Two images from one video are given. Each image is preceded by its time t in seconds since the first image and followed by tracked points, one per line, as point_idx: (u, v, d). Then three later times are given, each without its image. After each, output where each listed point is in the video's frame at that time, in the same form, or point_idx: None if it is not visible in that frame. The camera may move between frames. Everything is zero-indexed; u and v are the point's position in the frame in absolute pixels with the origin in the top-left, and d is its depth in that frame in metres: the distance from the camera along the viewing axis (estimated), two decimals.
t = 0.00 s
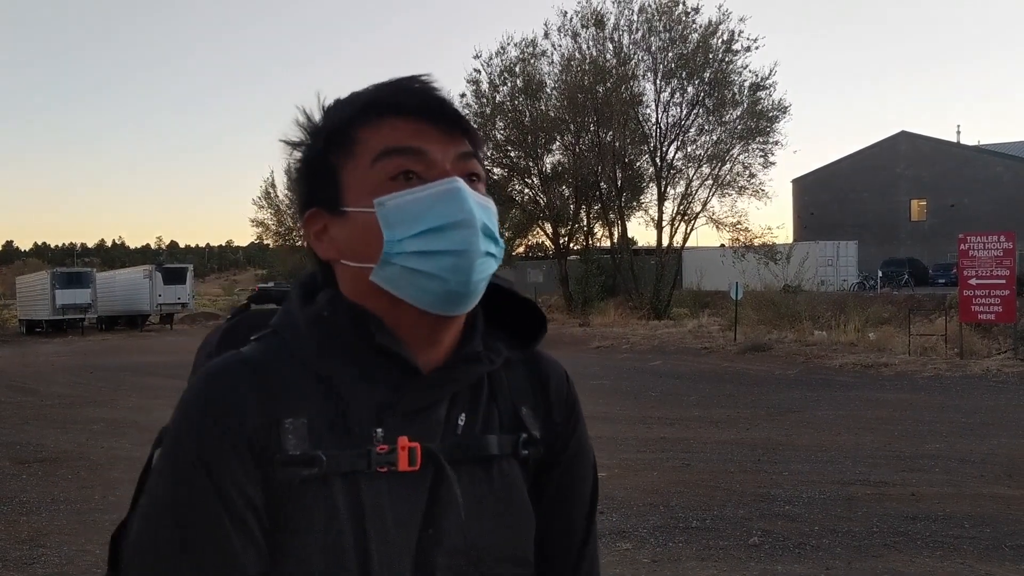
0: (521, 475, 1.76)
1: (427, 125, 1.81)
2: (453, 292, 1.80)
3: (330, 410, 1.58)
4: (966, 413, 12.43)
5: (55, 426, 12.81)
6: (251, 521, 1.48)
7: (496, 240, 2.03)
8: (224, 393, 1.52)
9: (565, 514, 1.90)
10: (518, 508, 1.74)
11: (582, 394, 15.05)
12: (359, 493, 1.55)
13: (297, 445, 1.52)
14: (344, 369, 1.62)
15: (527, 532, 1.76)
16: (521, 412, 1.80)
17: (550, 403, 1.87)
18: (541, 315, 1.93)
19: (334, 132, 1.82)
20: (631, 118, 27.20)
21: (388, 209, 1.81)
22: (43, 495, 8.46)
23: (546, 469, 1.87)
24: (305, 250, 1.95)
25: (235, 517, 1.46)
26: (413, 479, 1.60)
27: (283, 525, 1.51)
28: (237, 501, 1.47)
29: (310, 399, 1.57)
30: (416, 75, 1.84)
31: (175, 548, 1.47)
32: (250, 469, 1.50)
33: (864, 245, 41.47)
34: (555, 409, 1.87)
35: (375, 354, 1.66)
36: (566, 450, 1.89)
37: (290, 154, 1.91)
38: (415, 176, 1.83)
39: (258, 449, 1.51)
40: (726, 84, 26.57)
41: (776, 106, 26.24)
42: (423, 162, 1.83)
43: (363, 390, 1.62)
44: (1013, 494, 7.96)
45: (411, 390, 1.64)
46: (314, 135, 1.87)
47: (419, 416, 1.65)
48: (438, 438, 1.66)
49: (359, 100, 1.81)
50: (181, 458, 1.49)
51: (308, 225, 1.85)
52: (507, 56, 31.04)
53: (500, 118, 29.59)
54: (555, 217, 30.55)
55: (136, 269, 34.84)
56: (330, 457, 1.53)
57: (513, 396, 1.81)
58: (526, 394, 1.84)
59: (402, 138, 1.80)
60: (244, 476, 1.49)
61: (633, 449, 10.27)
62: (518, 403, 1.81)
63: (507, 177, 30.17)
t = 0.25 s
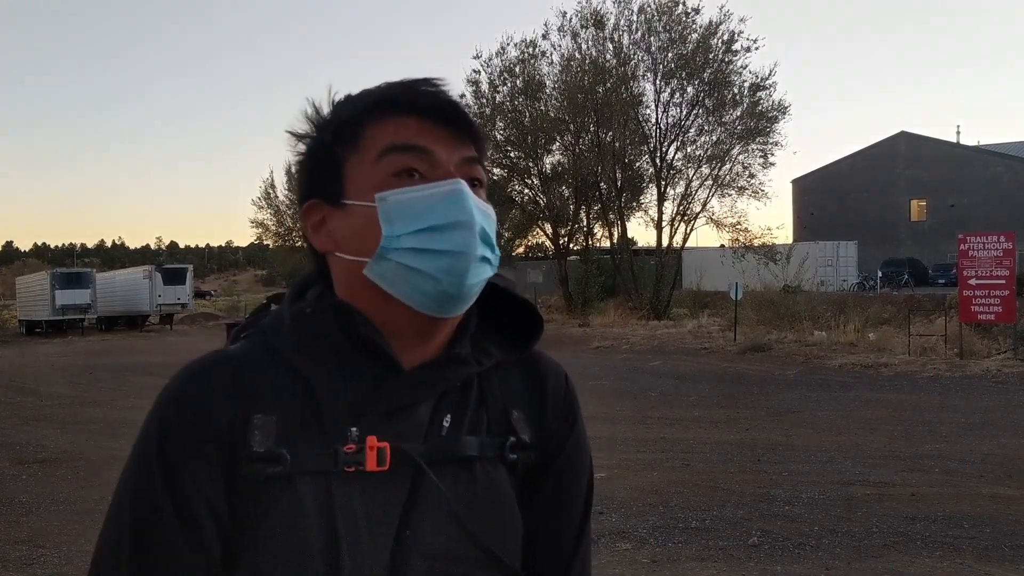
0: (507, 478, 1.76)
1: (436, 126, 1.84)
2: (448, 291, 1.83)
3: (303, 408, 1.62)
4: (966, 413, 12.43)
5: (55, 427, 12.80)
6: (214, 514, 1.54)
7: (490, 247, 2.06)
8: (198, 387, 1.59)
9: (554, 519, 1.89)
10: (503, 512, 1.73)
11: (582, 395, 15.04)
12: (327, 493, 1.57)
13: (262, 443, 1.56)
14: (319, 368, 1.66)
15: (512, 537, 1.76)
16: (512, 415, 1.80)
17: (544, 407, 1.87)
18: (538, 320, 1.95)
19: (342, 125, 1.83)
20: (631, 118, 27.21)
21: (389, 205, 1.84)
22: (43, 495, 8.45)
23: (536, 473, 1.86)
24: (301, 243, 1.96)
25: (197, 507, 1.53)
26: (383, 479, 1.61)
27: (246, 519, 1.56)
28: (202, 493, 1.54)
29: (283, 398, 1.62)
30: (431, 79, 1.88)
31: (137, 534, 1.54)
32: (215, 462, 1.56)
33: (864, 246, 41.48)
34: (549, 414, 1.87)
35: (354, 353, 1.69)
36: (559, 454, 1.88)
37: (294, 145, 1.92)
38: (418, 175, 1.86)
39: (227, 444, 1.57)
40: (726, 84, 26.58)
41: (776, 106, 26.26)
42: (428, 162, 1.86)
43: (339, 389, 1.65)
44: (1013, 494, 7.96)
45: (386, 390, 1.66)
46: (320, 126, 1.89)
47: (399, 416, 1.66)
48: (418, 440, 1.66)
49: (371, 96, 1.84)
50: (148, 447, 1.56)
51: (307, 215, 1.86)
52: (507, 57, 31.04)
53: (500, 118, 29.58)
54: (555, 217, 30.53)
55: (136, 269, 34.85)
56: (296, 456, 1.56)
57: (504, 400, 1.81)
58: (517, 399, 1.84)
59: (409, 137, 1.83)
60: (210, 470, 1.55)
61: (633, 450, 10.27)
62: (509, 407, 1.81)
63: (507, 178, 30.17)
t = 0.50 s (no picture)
0: (479, 463, 1.72)
1: (391, 119, 1.84)
2: (391, 285, 1.85)
3: (256, 406, 1.66)
4: (965, 412, 12.44)
5: (54, 427, 12.77)
6: (171, 515, 1.60)
7: (446, 244, 2.08)
8: (154, 392, 1.68)
9: (538, 504, 1.81)
10: (474, 497, 1.68)
11: (582, 395, 15.05)
12: (286, 488, 1.59)
13: (216, 441, 1.60)
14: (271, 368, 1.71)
15: (490, 522, 1.70)
16: (480, 398, 1.77)
17: (515, 389, 1.82)
18: (502, 302, 1.92)
19: (299, 115, 1.86)
20: (630, 118, 27.20)
21: (336, 197, 1.87)
22: (42, 497, 8.44)
23: (513, 456, 1.79)
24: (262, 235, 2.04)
25: (152, 509, 1.61)
26: (341, 470, 1.62)
27: (199, 517, 1.61)
28: (156, 495, 1.61)
29: (237, 399, 1.67)
30: (393, 71, 1.88)
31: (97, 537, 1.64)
32: (168, 465, 1.63)
33: (863, 246, 41.49)
34: (520, 394, 1.82)
35: (304, 348, 1.73)
36: (535, 436, 1.81)
37: (255, 130, 1.94)
38: (369, 168, 1.88)
39: (180, 445, 1.63)
40: (726, 84, 26.57)
41: (776, 106, 26.26)
42: (380, 155, 1.87)
43: (292, 385, 1.69)
44: (1012, 494, 7.97)
45: (339, 381, 1.67)
46: (282, 112, 1.91)
47: (356, 404, 1.67)
48: (378, 430, 1.66)
49: (330, 85, 1.86)
50: (106, 453, 1.66)
51: (261, 206, 1.92)
52: (507, 57, 31.01)
53: (499, 119, 29.55)
54: (555, 217, 30.49)
55: (135, 269, 34.85)
56: (249, 454, 1.61)
57: (471, 384, 1.79)
58: (486, 383, 1.80)
59: (361, 129, 1.84)
60: (163, 472, 1.62)
61: (632, 450, 10.28)
62: (477, 391, 1.78)
63: (507, 178, 30.14)
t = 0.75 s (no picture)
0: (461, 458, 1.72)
1: (366, 112, 1.87)
2: (368, 281, 1.84)
3: (234, 409, 1.66)
4: (965, 412, 12.44)
5: (54, 427, 12.77)
6: (154, 520, 1.63)
7: (425, 240, 2.08)
8: (134, 397, 1.68)
9: (520, 499, 1.81)
10: (454, 495, 1.67)
11: (581, 395, 15.05)
12: (266, 490, 1.60)
13: (195, 447, 1.62)
14: (247, 369, 1.71)
15: (471, 519, 1.70)
16: (460, 395, 1.77)
17: (497, 384, 1.83)
18: (481, 297, 1.92)
19: (274, 110, 1.89)
20: (630, 118, 27.21)
21: (312, 191, 1.87)
22: (42, 497, 8.43)
23: (494, 453, 1.80)
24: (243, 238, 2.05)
25: (135, 515, 1.63)
26: (319, 470, 1.61)
27: (181, 519, 1.63)
28: (138, 501, 1.63)
29: (214, 403, 1.67)
30: (368, 67, 1.90)
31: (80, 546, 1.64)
32: (150, 470, 1.63)
33: (863, 246, 41.50)
34: (501, 390, 1.83)
35: (280, 349, 1.73)
36: (517, 432, 1.82)
37: (231, 130, 1.98)
38: (346, 162, 1.89)
39: (161, 451, 1.64)
40: (725, 84, 26.57)
41: (775, 106, 26.28)
42: (357, 149, 1.89)
43: (269, 389, 1.69)
44: (1011, 494, 7.96)
45: (315, 382, 1.67)
46: (258, 109, 1.93)
47: (334, 404, 1.67)
48: (359, 428, 1.66)
49: (303, 82, 1.88)
50: (87, 459, 1.66)
51: (237, 204, 1.93)
52: (507, 57, 31.00)
53: (499, 119, 29.53)
54: (555, 217, 30.47)
55: (136, 269, 34.86)
56: (229, 458, 1.61)
57: (451, 381, 1.79)
58: (467, 379, 1.81)
59: (338, 122, 1.85)
60: (144, 478, 1.63)
61: (632, 450, 10.28)
62: (457, 388, 1.78)
63: (506, 178, 30.13)
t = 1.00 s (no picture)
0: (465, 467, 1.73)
1: (399, 122, 1.86)
2: (391, 291, 1.85)
3: (249, 410, 1.66)
4: (966, 412, 12.44)
5: (54, 427, 12.77)
6: (163, 515, 1.60)
7: (446, 251, 2.08)
8: (145, 394, 1.66)
9: (522, 512, 1.83)
10: (461, 501, 1.70)
11: (582, 395, 15.05)
12: (279, 490, 1.59)
13: (210, 444, 1.60)
14: (263, 370, 1.70)
15: (471, 529, 1.72)
16: (470, 405, 1.79)
17: (505, 397, 1.84)
18: (495, 308, 1.93)
19: (305, 109, 1.87)
20: (630, 118, 27.23)
21: (342, 196, 1.87)
22: (42, 497, 8.44)
23: (498, 466, 1.81)
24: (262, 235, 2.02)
25: (143, 512, 1.60)
26: (332, 474, 1.62)
27: (192, 519, 1.60)
28: (148, 497, 1.60)
29: (229, 403, 1.66)
30: (402, 75, 1.90)
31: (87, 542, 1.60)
32: (162, 466, 1.61)
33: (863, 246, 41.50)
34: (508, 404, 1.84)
35: (298, 352, 1.73)
36: (522, 445, 1.83)
37: (259, 127, 1.95)
38: (375, 169, 1.89)
39: (174, 447, 1.62)
40: (725, 84, 26.59)
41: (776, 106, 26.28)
42: (386, 156, 1.89)
43: (285, 388, 1.69)
44: (1011, 494, 7.96)
45: (332, 387, 1.68)
46: (287, 109, 1.92)
47: (350, 410, 1.68)
48: (370, 434, 1.67)
49: (337, 86, 1.86)
50: (97, 454, 1.64)
51: (263, 201, 1.90)
52: (507, 57, 31.00)
53: (499, 118, 29.52)
54: (555, 217, 30.43)
55: (136, 269, 34.86)
56: (244, 456, 1.60)
57: (463, 390, 1.80)
58: (476, 389, 1.82)
59: (368, 128, 1.85)
60: (156, 474, 1.61)
61: (632, 450, 10.28)
62: (467, 397, 1.80)
63: (506, 178, 30.12)
